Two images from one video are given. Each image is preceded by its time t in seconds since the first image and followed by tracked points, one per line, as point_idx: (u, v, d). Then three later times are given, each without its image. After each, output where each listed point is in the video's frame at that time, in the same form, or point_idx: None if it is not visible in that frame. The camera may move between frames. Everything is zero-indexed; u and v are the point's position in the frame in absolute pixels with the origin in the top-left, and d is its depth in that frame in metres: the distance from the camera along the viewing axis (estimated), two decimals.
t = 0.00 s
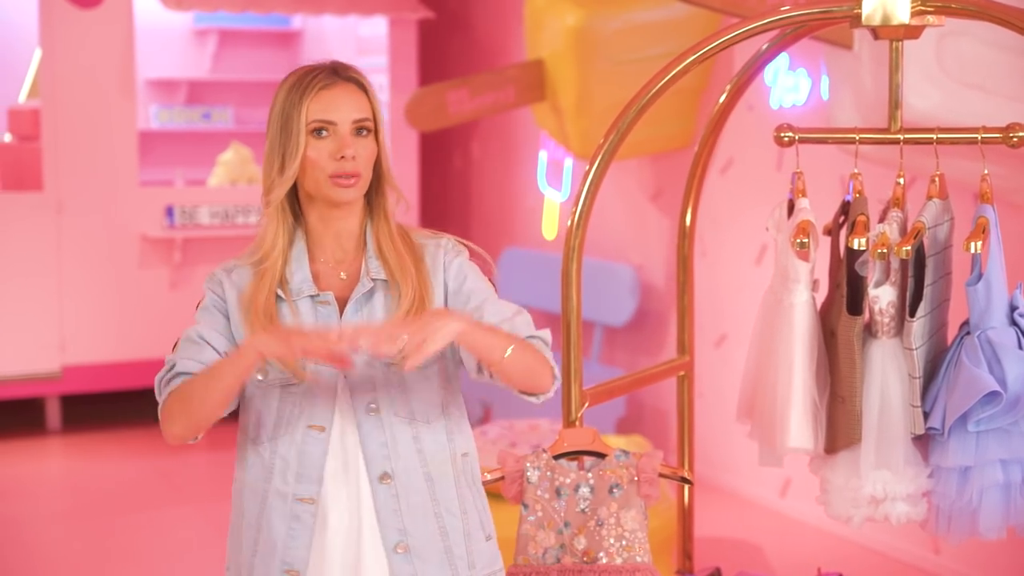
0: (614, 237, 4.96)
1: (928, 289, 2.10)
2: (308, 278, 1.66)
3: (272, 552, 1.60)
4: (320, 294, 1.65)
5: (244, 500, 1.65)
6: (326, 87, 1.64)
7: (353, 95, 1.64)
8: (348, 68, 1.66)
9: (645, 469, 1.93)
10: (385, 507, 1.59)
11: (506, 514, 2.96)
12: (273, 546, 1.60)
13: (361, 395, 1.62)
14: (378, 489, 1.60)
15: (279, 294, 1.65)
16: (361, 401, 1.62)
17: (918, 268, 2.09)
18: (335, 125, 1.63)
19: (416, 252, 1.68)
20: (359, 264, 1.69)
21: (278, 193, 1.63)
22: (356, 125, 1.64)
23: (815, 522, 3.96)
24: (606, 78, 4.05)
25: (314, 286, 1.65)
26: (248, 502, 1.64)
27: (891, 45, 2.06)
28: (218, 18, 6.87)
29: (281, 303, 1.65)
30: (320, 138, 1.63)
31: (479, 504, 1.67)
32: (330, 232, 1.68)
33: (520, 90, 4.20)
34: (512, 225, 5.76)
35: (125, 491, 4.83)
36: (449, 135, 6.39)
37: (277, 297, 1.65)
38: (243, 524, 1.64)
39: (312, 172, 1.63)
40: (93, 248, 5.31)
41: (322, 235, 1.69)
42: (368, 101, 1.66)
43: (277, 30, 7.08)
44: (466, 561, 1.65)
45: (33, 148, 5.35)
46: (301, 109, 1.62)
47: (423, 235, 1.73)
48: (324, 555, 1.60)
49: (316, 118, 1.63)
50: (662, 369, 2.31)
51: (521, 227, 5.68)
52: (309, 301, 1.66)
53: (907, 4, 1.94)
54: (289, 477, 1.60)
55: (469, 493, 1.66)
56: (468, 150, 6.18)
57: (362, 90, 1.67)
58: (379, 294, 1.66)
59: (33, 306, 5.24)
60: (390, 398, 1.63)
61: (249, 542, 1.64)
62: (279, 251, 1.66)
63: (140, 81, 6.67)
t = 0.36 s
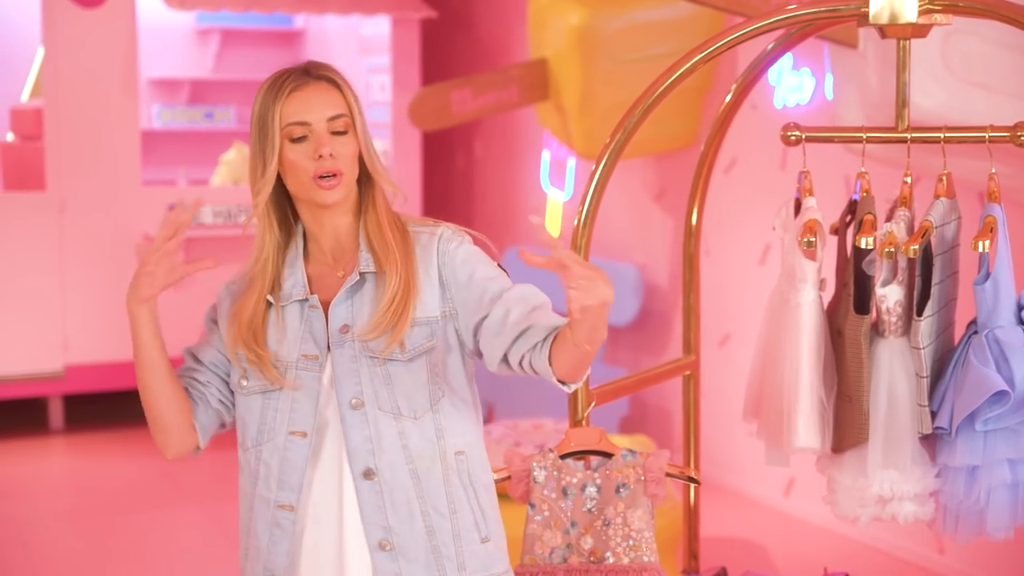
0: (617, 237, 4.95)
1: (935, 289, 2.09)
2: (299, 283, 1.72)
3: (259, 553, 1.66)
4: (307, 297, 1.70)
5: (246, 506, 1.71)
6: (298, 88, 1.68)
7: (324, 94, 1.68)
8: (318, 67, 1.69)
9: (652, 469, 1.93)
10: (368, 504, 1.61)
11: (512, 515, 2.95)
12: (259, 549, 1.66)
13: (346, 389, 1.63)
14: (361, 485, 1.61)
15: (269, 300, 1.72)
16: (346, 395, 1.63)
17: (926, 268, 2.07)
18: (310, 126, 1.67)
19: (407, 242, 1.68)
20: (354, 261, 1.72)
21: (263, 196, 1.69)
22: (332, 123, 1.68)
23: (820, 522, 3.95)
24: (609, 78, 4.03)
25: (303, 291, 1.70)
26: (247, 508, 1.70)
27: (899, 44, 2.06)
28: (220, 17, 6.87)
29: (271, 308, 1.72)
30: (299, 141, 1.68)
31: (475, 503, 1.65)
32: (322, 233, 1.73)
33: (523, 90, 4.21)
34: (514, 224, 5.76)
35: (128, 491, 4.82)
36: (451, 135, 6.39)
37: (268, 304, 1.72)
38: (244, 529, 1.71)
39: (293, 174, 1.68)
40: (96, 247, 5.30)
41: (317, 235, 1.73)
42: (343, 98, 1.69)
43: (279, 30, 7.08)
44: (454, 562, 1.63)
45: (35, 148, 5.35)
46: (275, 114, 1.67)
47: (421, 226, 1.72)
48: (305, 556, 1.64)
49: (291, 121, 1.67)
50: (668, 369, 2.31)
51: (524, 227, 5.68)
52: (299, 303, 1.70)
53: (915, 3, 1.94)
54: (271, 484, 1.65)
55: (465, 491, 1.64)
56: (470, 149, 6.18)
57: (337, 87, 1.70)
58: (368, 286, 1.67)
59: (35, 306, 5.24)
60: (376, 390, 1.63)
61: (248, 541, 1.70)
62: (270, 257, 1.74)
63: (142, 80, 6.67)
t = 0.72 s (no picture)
0: (623, 237, 4.95)
1: (945, 288, 2.09)
2: (316, 287, 1.69)
3: (296, 563, 1.65)
4: (327, 302, 1.67)
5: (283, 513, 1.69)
6: (306, 86, 1.68)
7: (333, 90, 1.66)
8: (328, 63, 1.69)
9: (662, 469, 1.93)
10: (389, 512, 1.59)
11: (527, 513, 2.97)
12: (296, 559, 1.65)
13: (367, 395, 1.61)
14: (383, 493, 1.59)
15: (288, 305, 1.70)
16: (366, 401, 1.61)
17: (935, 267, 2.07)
18: (318, 122, 1.66)
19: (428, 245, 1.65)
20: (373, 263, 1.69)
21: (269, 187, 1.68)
22: (341, 119, 1.66)
23: (826, 522, 3.95)
24: (614, 78, 4.04)
25: (321, 295, 1.68)
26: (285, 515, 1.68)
27: (909, 43, 2.06)
28: (224, 17, 6.87)
29: (291, 314, 1.70)
30: (308, 138, 1.67)
31: (497, 511, 1.62)
32: (340, 235, 1.70)
33: (528, 90, 4.20)
34: (518, 224, 5.76)
35: (132, 491, 4.82)
36: (455, 135, 6.39)
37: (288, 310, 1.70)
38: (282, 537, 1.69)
39: (303, 170, 1.66)
40: (100, 247, 5.30)
41: (335, 239, 1.71)
42: (352, 94, 1.67)
43: (283, 29, 7.07)
44: (474, 570, 1.61)
45: (39, 148, 5.39)
46: (283, 111, 1.67)
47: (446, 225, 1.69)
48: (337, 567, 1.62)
49: (298, 118, 1.67)
50: (677, 368, 2.30)
51: (528, 227, 5.68)
52: (319, 309, 1.68)
53: (925, 3, 1.94)
54: (306, 494, 1.64)
55: (485, 500, 1.62)
56: (475, 149, 6.17)
57: (347, 83, 1.68)
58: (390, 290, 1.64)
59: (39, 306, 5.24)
60: (400, 398, 1.61)
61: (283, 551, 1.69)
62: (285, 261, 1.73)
63: (146, 80, 6.69)
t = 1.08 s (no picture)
0: (628, 238, 4.95)
1: (958, 288, 2.08)
2: (363, 283, 1.53)
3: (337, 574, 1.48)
4: (374, 302, 1.52)
5: (303, 517, 1.54)
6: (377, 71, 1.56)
7: (406, 73, 1.55)
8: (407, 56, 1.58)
9: (675, 469, 1.94)
10: (430, 525, 1.47)
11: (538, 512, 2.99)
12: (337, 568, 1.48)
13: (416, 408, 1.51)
14: (427, 504, 1.48)
15: (331, 300, 1.52)
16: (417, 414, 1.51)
17: (948, 269, 2.06)
18: (385, 101, 1.54)
19: (481, 256, 1.55)
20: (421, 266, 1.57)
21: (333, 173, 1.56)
22: (410, 105, 1.55)
23: (831, 523, 3.95)
24: (620, 78, 4.03)
25: (369, 293, 1.52)
26: (308, 520, 1.53)
27: (922, 42, 2.05)
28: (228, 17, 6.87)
29: (333, 309, 1.52)
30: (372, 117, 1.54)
31: (528, 529, 1.54)
32: (388, 230, 1.57)
33: (533, 90, 4.21)
34: (522, 224, 5.77)
35: (137, 492, 4.81)
36: (459, 134, 6.39)
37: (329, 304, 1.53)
38: (302, 541, 1.53)
39: (360, 151, 1.53)
40: (104, 248, 5.29)
41: (380, 234, 1.57)
42: (425, 84, 1.57)
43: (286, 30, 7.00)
44: None
45: (44, 148, 5.39)
46: (352, 90, 1.55)
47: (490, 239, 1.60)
48: None
49: (367, 94, 1.55)
50: (687, 369, 2.30)
51: (531, 227, 5.69)
52: (362, 309, 1.52)
53: (939, 3, 1.93)
54: (350, 498, 1.49)
55: (514, 513, 1.54)
56: (478, 149, 6.18)
57: (421, 74, 1.58)
58: (441, 301, 1.53)
59: (44, 306, 5.24)
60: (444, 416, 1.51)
61: (303, 559, 1.53)
62: (330, 250, 1.55)
63: (150, 80, 6.72)
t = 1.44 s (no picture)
0: (628, 237, 4.95)
1: (963, 288, 2.08)
2: (412, 283, 1.62)
3: (391, 569, 1.56)
4: (424, 301, 1.61)
5: (355, 512, 1.62)
6: (410, 67, 1.64)
7: (438, 68, 1.64)
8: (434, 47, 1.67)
9: (680, 469, 1.94)
10: (480, 527, 1.58)
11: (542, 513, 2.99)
12: (391, 564, 1.56)
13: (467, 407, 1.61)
14: (477, 508, 1.59)
15: (382, 299, 1.60)
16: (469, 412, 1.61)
17: (952, 268, 2.06)
18: (418, 99, 1.63)
19: (525, 262, 1.66)
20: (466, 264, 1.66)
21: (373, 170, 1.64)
22: (442, 99, 1.63)
23: (831, 522, 3.95)
24: (620, 78, 4.03)
25: (418, 292, 1.61)
26: (360, 517, 1.61)
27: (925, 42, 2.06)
28: (227, 17, 6.85)
29: (383, 308, 1.60)
30: (406, 116, 1.63)
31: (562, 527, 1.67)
32: (433, 230, 1.66)
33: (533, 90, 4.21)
34: (521, 224, 5.76)
35: (137, 492, 4.81)
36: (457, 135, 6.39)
37: (379, 302, 1.61)
38: (353, 538, 1.61)
39: (398, 151, 1.61)
40: (104, 248, 5.29)
41: (425, 234, 1.66)
42: (457, 76, 1.65)
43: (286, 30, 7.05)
44: None
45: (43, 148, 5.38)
46: (386, 88, 1.63)
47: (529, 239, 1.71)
48: None
49: (400, 94, 1.63)
50: (691, 369, 2.30)
51: (530, 227, 5.69)
52: (412, 307, 1.61)
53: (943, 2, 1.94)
54: (405, 496, 1.58)
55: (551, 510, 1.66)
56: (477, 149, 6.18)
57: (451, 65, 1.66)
58: (490, 305, 1.63)
59: (44, 306, 5.24)
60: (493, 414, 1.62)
61: (353, 553, 1.60)
62: (380, 249, 1.63)
63: (149, 80, 6.70)
